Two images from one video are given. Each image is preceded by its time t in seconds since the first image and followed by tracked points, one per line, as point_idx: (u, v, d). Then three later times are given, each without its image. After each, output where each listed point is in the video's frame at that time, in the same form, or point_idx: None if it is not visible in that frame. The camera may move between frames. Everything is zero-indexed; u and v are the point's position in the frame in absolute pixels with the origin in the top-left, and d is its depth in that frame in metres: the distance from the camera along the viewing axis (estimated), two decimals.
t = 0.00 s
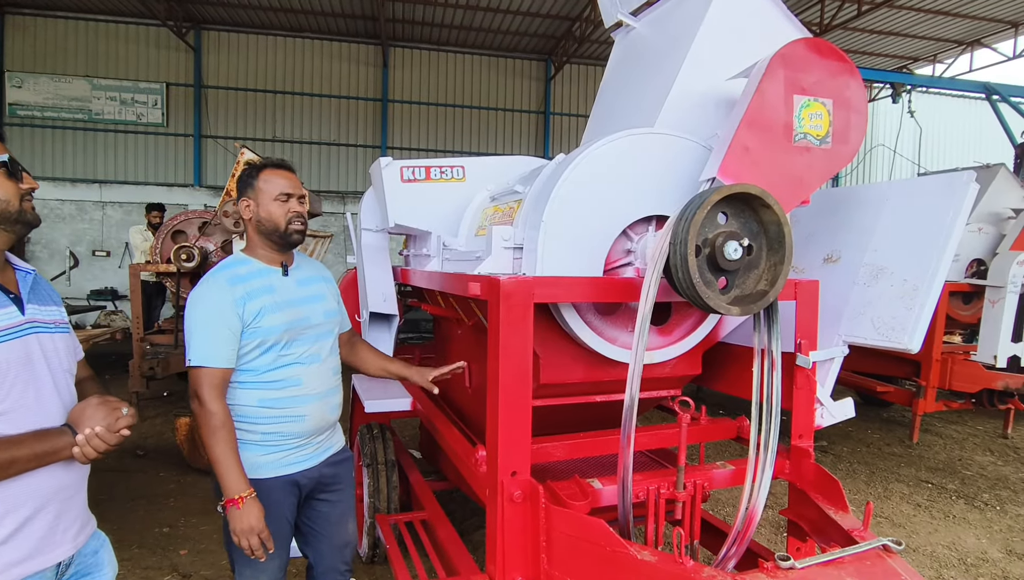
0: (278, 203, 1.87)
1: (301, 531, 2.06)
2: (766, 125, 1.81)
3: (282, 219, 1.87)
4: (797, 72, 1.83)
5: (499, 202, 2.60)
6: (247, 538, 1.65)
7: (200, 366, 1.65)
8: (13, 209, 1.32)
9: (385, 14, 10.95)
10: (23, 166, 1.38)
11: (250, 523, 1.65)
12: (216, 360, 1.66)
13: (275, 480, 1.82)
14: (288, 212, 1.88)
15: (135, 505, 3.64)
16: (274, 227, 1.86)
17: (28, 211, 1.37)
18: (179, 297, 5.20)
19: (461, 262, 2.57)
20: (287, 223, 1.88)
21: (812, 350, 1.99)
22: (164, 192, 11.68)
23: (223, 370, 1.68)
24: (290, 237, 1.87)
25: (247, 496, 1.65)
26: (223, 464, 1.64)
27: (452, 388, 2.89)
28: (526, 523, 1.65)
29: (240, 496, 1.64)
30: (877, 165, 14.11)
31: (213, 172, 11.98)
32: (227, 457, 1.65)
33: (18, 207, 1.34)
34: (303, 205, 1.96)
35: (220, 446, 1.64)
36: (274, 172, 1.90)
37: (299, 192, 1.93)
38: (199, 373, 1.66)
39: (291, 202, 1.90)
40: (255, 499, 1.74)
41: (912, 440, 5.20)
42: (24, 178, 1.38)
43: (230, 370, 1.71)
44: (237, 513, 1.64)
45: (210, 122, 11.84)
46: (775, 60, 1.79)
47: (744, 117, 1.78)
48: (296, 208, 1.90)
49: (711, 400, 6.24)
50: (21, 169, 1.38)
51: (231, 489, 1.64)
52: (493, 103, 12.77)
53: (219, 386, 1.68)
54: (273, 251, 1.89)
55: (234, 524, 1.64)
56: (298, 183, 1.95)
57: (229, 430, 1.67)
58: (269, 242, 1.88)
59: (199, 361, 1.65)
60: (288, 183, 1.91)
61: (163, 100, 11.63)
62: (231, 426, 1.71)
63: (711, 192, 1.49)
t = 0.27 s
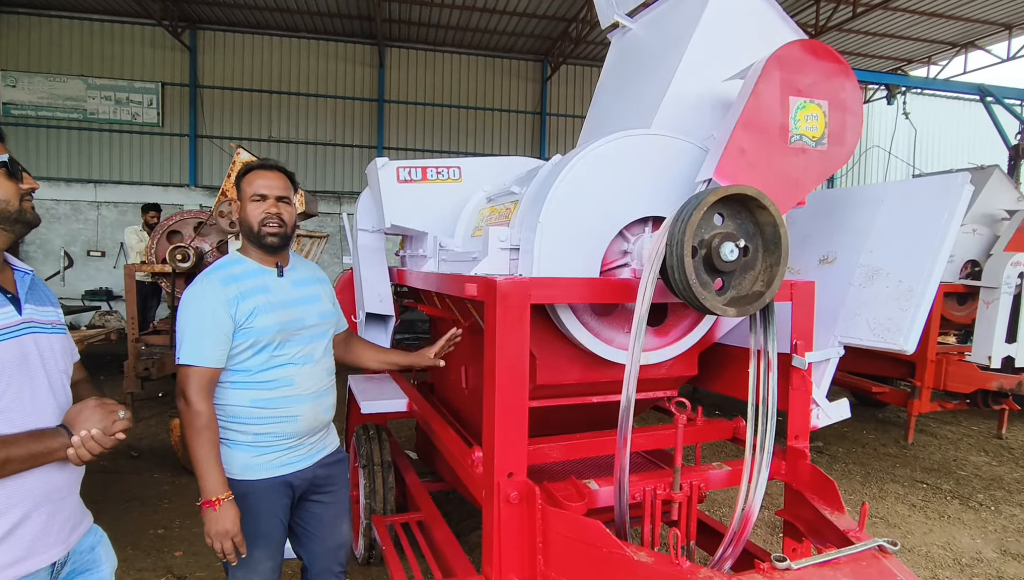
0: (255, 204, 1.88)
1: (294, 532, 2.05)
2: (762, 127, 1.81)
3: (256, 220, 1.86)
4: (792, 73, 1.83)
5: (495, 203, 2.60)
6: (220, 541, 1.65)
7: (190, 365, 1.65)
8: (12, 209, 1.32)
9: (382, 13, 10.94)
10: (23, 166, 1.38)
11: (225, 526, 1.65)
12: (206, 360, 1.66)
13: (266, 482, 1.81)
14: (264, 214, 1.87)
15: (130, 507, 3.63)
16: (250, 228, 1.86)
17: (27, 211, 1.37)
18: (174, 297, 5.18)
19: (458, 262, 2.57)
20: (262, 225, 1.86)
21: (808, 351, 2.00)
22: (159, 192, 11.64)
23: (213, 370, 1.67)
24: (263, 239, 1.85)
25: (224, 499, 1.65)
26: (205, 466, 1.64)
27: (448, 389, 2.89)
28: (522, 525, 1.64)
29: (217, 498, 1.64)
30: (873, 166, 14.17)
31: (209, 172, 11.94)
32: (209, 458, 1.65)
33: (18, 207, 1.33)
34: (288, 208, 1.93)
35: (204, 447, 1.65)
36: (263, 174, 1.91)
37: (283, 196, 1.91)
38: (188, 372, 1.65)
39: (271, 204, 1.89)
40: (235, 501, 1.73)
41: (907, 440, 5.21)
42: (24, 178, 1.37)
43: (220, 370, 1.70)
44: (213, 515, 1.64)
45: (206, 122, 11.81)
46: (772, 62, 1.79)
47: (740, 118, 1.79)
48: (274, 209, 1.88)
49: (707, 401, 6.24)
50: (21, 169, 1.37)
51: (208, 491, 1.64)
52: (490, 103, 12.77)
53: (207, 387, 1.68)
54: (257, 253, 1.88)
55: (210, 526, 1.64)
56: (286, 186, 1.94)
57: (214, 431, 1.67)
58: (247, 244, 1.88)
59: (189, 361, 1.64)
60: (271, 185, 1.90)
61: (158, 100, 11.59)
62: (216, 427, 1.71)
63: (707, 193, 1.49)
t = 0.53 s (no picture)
0: (246, 205, 1.87)
1: (292, 533, 2.05)
2: (760, 127, 1.81)
3: (247, 222, 1.85)
4: (791, 74, 1.83)
5: (493, 204, 2.60)
6: (214, 541, 1.66)
7: (183, 366, 1.65)
8: (18, 210, 1.32)
9: (380, 14, 10.94)
10: (30, 167, 1.38)
11: (219, 526, 1.65)
12: (199, 360, 1.66)
13: (261, 482, 1.81)
14: (255, 215, 1.86)
15: (128, 508, 3.62)
16: (241, 229, 1.85)
17: (33, 212, 1.37)
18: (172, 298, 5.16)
19: (456, 263, 2.57)
20: (253, 228, 1.85)
21: (806, 351, 2.00)
22: (157, 192, 11.62)
23: (206, 370, 1.67)
24: (254, 240, 1.85)
25: (218, 499, 1.65)
26: (197, 466, 1.64)
27: (446, 390, 2.88)
28: (521, 525, 1.64)
29: (210, 498, 1.63)
30: (870, 167, 14.20)
31: (207, 173, 11.93)
32: (203, 459, 1.65)
33: (24, 208, 1.34)
34: (278, 209, 1.92)
35: (195, 447, 1.65)
36: (253, 175, 1.89)
37: (273, 196, 1.90)
38: (180, 373, 1.65)
39: (261, 206, 1.88)
40: (228, 500, 1.73)
41: (904, 440, 5.22)
42: (32, 180, 1.38)
43: (213, 370, 1.70)
44: (207, 515, 1.64)
45: (204, 122, 11.79)
46: (770, 62, 1.79)
47: (738, 118, 1.79)
48: (264, 212, 1.88)
49: (705, 402, 6.25)
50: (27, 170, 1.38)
51: (202, 491, 1.64)
52: (487, 104, 12.78)
53: (200, 387, 1.68)
54: (250, 253, 1.88)
55: (204, 526, 1.64)
56: (276, 187, 1.92)
57: (207, 431, 1.67)
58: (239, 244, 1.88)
59: (181, 361, 1.64)
60: (261, 186, 1.89)
61: (156, 100, 11.58)
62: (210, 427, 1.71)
63: (704, 194, 1.50)
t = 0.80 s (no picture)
0: (237, 206, 1.88)
1: (291, 533, 2.04)
2: (759, 127, 1.82)
3: (239, 222, 1.85)
4: (788, 75, 1.84)
5: (492, 204, 2.60)
6: (218, 541, 1.66)
7: (179, 368, 1.65)
8: (30, 211, 1.37)
9: (379, 15, 10.94)
10: (43, 169, 1.42)
11: (221, 527, 1.66)
12: (195, 362, 1.66)
13: (259, 482, 1.81)
14: (246, 215, 1.86)
15: (127, 509, 3.62)
16: (233, 229, 1.86)
17: (44, 214, 1.41)
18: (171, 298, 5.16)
19: (454, 263, 2.57)
20: (244, 227, 1.85)
21: (804, 352, 2.01)
22: (155, 193, 11.63)
23: (203, 372, 1.67)
24: (247, 240, 1.84)
25: (220, 499, 1.65)
26: (197, 467, 1.64)
27: (445, 390, 2.88)
28: (519, 525, 1.64)
29: (213, 499, 1.64)
30: (869, 167, 14.22)
31: (206, 174, 11.93)
32: (203, 460, 1.65)
33: (35, 208, 1.38)
34: (270, 208, 1.92)
35: (195, 448, 1.65)
36: (243, 176, 1.90)
37: (264, 196, 1.91)
38: (178, 376, 1.65)
39: (252, 206, 1.88)
40: (229, 500, 1.73)
41: (903, 440, 5.22)
42: (45, 180, 1.42)
43: (211, 372, 1.70)
44: (210, 516, 1.65)
45: (203, 123, 11.80)
46: (768, 63, 1.80)
47: (736, 119, 1.79)
48: (255, 211, 1.88)
49: (703, 402, 6.26)
50: (40, 172, 1.41)
51: (204, 492, 1.64)
52: (486, 104, 12.78)
53: (198, 389, 1.67)
54: (244, 255, 1.88)
55: (206, 526, 1.65)
56: (267, 187, 1.93)
57: (206, 432, 1.67)
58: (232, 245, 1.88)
59: (178, 363, 1.64)
60: (252, 186, 1.90)
61: (155, 101, 11.59)
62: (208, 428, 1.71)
63: (702, 195, 1.50)
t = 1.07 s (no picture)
0: (242, 208, 1.88)
1: (292, 533, 2.05)
2: (758, 129, 1.82)
3: (243, 224, 1.85)
4: (787, 76, 1.84)
5: (492, 205, 2.61)
6: (210, 541, 1.66)
7: (179, 367, 1.65)
8: (36, 219, 1.38)
9: (379, 15, 10.95)
10: (55, 178, 1.42)
11: (214, 526, 1.65)
12: (195, 362, 1.67)
13: (258, 482, 1.82)
14: (250, 218, 1.86)
15: (128, 509, 3.63)
16: (237, 231, 1.86)
17: (53, 222, 1.42)
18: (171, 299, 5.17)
19: (454, 264, 2.58)
20: (247, 229, 1.85)
21: (803, 352, 2.01)
22: (156, 194, 11.64)
23: (202, 372, 1.68)
24: (250, 242, 1.85)
25: (214, 499, 1.65)
26: (193, 466, 1.65)
27: (445, 391, 2.89)
28: (519, 525, 1.65)
29: (206, 498, 1.64)
30: (869, 167, 14.23)
31: (206, 174, 11.94)
32: (199, 459, 1.66)
33: (43, 216, 1.40)
34: (274, 211, 1.92)
35: (192, 447, 1.66)
36: (248, 178, 1.91)
37: (268, 199, 1.91)
38: (177, 374, 1.65)
39: (257, 209, 1.88)
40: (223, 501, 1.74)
41: (903, 440, 5.23)
42: (58, 189, 1.44)
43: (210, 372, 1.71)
44: (203, 516, 1.64)
45: (203, 123, 11.80)
46: (767, 64, 1.81)
47: (735, 120, 1.80)
48: (259, 213, 1.87)
49: (703, 402, 6.26)
50: (51, 181, 1.42)
51: (198, 490, 1.64)
52: (486, 105, 12.78)
53: (197, 389, 1.68)
54: (247, 256, 1.88)
55: (199, 526, 1.65)
56: (272, 190, 1.93)
57: (203, 431, 1.68)
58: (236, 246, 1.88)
59: (178, 362, 1.65)
60: (256, 189, 1.90)
61: (155, 102, 11.60)
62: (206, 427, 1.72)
63: (701, 195, 1.50)
